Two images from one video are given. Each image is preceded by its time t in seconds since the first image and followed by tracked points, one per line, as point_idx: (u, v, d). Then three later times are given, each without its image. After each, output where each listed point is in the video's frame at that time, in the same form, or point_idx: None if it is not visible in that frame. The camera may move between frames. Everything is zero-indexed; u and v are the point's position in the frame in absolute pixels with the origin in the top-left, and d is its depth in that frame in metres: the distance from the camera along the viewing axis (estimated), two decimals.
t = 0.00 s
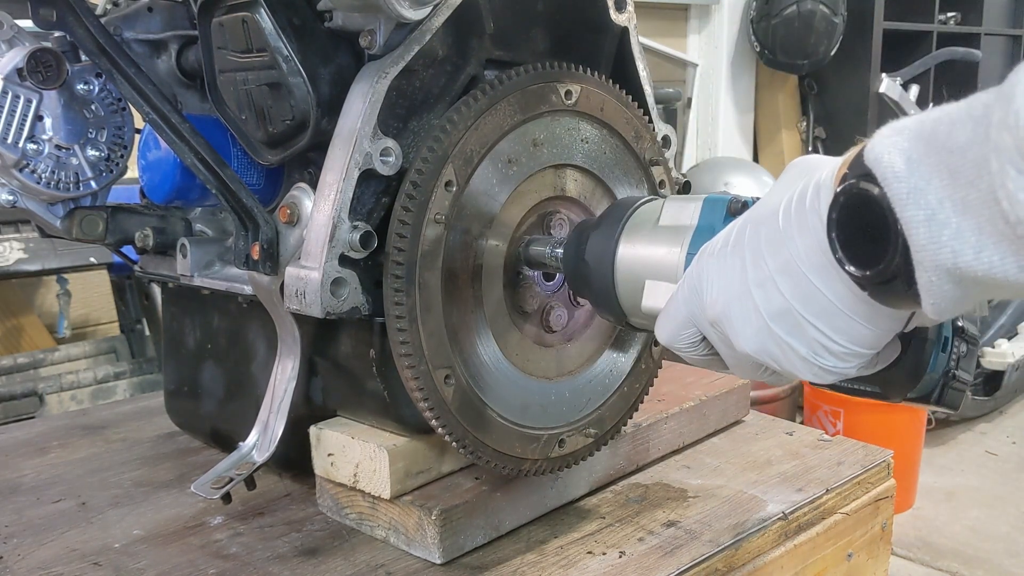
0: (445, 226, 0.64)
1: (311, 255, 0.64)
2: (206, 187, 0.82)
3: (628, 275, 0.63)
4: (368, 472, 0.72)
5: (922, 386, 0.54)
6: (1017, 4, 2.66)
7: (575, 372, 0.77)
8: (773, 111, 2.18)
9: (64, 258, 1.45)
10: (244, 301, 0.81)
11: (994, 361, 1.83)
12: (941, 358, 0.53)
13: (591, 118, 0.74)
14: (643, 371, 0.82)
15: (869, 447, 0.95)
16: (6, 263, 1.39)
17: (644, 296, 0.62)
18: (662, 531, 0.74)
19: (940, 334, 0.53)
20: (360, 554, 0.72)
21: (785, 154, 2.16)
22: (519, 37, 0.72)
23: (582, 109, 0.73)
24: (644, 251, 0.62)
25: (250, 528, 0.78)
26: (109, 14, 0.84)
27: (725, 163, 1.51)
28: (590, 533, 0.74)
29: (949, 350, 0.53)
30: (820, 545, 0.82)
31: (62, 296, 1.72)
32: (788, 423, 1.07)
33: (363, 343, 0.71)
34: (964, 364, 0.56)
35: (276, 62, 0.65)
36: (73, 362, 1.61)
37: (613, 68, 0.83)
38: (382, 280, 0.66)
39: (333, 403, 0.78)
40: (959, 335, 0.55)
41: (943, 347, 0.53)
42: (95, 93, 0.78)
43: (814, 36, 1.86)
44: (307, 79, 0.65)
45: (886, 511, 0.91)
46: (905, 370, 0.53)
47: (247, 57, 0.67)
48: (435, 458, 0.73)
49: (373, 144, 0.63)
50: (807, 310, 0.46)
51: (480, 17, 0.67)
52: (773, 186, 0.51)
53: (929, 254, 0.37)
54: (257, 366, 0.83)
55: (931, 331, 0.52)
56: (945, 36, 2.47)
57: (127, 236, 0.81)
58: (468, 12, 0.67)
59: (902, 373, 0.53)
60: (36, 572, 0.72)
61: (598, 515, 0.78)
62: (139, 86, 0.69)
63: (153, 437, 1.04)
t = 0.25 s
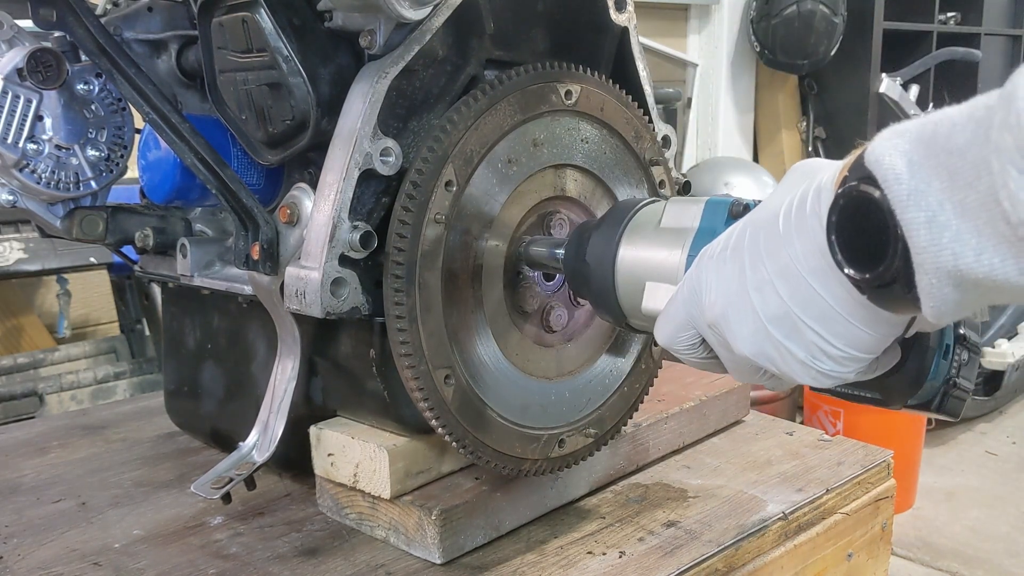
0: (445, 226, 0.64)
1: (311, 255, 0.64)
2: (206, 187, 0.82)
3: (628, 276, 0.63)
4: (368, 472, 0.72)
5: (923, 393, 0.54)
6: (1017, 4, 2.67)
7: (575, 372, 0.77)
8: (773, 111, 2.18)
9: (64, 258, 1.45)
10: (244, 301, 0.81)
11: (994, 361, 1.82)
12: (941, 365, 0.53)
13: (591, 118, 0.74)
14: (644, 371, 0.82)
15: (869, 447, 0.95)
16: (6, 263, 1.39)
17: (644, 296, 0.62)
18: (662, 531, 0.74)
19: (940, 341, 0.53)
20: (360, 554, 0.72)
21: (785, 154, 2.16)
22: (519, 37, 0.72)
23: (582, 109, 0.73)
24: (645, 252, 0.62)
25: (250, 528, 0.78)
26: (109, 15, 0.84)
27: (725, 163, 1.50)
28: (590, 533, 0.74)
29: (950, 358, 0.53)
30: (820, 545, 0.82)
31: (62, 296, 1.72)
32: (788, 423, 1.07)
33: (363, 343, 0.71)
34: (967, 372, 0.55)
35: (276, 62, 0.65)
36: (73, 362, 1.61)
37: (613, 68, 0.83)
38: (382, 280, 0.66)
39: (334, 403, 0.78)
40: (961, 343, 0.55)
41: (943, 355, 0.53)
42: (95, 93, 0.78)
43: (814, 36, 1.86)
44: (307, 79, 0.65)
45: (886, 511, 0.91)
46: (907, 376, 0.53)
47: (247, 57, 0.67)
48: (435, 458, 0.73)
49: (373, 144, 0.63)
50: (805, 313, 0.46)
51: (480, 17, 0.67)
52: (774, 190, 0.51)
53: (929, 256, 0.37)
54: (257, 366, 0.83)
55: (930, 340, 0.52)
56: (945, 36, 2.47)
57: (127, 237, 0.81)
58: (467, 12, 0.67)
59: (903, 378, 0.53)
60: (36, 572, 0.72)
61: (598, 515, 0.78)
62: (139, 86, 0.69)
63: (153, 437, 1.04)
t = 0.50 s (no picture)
0: (445, 226, 0.64)
1: (311, 255, 0.64)
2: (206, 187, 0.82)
3: (629, 276, 0.63)
4: (368, 472, 0.72)
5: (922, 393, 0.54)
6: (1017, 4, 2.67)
7: (575, 372, 0.77)
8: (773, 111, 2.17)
9: (64, 258, 1.45)
10: (243, 301, 0.81)
11: (994, 361, 1.81)
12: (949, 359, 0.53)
13: (591, 118, 0.74)
14: (643, 371, 0.82)
15: (869, 447, 0.95)
16: (6, 263, 1.39)
17: (645, 298, 0.62)
18: (662, 531, 0.74)
19: (940, 340, 0.53)
20: (360, 554, 0.72)
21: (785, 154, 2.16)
22: (519, 37, 0.72)
23: (583, 109, 0.73)
24: (646, 254, 0.62)
25: (250, 528, 0.78)
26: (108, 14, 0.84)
27: (725, 163, 1.50)
28: (590, 533, 0.74)
29: (950, 357, 0.53)
30: (820, 545, 0.82)
31: (62, 296, 1.72)
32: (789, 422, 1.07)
33: (363, 343, 0.71)
34: (966, 371, 0.55)
35: (276, 62, 0.65)
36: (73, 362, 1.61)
37: (613, 68, 0.83)
38: (382, 280, 0.66)
39: (334, 403, 0.78)
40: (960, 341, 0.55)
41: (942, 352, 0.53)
42: (95, 93, 0.78)
43: (814, 36, 1.86)
44: (307, 79, 0.65)
45: (886, 511, 0.91)
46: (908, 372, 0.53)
47: (247, 57, 0.67)
48: (435, 459, 0.73)
49: (373, 144, 0.63)
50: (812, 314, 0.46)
51: (480, 17, 0.67)
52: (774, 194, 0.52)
53: (932, 254, 0.37)
54: (257, 366, 0.83)
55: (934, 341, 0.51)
56: (946, 36, 2.47)
57: (127, 237, 0.81)
58: (467, 11, 0.67)
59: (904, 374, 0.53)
60: (36, 572, 0.72)
61: (598, 515, 0.78)
62: (139, 86, 0.69)
63: (153, 437, 1.04)
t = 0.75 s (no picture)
0: (446, 227, 0.64)
1: (311, 255, 0.64)
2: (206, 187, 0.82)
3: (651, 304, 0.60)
4: (368, 472, 0.72)
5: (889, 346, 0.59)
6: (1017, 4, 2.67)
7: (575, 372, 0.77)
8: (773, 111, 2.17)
9: (64, 258, 1.45)
10: (244, 301, 0.81)
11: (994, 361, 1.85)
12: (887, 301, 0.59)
13: (591, 118, 0.74)
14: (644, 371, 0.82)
15: (869, 447, 0.95)
16: (6, 263, 1.39)
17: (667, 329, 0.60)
18: (662, 531, 0.74)
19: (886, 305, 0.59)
20: (360, 555, 0.72)
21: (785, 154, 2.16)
22: (519, 37, 0.72)
23: (583, 109, 0.73)
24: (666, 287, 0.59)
25: (250, 529, 0.78)
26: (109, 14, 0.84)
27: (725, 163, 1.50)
28: (590, 533, 0.74)
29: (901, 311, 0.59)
30: (820, 545, 0.82)
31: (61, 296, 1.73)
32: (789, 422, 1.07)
33: (363, 344, 0.71)
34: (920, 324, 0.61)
35: (277, 63, 0.65)
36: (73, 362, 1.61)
37: (613, 68, 0.83)
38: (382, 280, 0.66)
39: (334, 403, 0.78)
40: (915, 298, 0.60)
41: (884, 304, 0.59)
42: (95, 93, 0.78)
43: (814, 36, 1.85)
44: (307, 79, 0.65)
45: (886, 511, 0.91)
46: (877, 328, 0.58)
47: (247, 57, 0.67)
48: (435, 459, 0.73)
49: (373, 144, 0.63)
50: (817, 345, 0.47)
51: (480, 17, 0.67)
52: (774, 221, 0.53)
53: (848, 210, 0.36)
54: (257, 366, 0.83)
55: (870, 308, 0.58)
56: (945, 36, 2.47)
57: (127, 237, 0.81)
58: (468, 12, 0.67)
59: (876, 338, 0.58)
60: (36, 572, 0.72)
61: (598, 515, 0.78)
62: (139, 86, 0.69)
63: (153, 437, 1.04)
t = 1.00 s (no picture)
0: (445, 226, 0.64)
1: (311, 255, 0.64)
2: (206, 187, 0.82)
3: (679, 324, 0.62)
4: (368, 472, 0.72)
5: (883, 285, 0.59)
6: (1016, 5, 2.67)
7: (575, 372, 0.77)
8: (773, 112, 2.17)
9: (64, 258, 1.45)
10: (244, 301, 0.81)
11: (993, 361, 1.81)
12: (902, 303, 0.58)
13: (591, 118, 0.74)
14: (643, 371, 0.82)
15: (869, 447, 0.95)
16: (6, 263, 1.39)
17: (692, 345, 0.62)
18: (662, 531, 0.74)
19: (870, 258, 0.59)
20: (360, 554, 0.72)
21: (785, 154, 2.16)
22: (519, 38, 0.72)
23: (582, 109, 0.73)
24: (690, 306, 0.61)
25: (250, 529, 0.78)
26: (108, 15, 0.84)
27: (724, 163, 1.50)
28: (590, 533, 0.74)
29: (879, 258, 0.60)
30: (820, 545, 0.82)
31: (62, 296, 1.73)
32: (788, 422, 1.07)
33: (362, 343, 0.71)
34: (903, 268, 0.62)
35: (276, 62, 0.65)
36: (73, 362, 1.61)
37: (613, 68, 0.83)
38: (382, 280, 0.66)
39: (333, 403, 0.78)
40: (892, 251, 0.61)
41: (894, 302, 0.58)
42: (95, 93, 0.78)
43: (814, 35, 1.87)
44: (307, 79, 0.65)
45: (886, 511, 0.91)
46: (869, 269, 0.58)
47: (247, 56, 0.67)
48: (435, 459, 0.73)
49: (373, 144, 0.63)
50: (826, 371, 0.49)
51: (479, 17, 0.67)
52: (780, 244, 0.54)
53: (925, 346, 0.41)
54: (257, 366, 0.83)
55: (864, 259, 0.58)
56: (945, 36, 2.47)
57: (127, 237, 0.81)
58: (467, 12, 0.67)
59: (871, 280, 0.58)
60: (36, 571, 0.72)
61: (598, 515, 0.78)
62: (139, 86, 0.69)
63: (153, 437, 1.04)
